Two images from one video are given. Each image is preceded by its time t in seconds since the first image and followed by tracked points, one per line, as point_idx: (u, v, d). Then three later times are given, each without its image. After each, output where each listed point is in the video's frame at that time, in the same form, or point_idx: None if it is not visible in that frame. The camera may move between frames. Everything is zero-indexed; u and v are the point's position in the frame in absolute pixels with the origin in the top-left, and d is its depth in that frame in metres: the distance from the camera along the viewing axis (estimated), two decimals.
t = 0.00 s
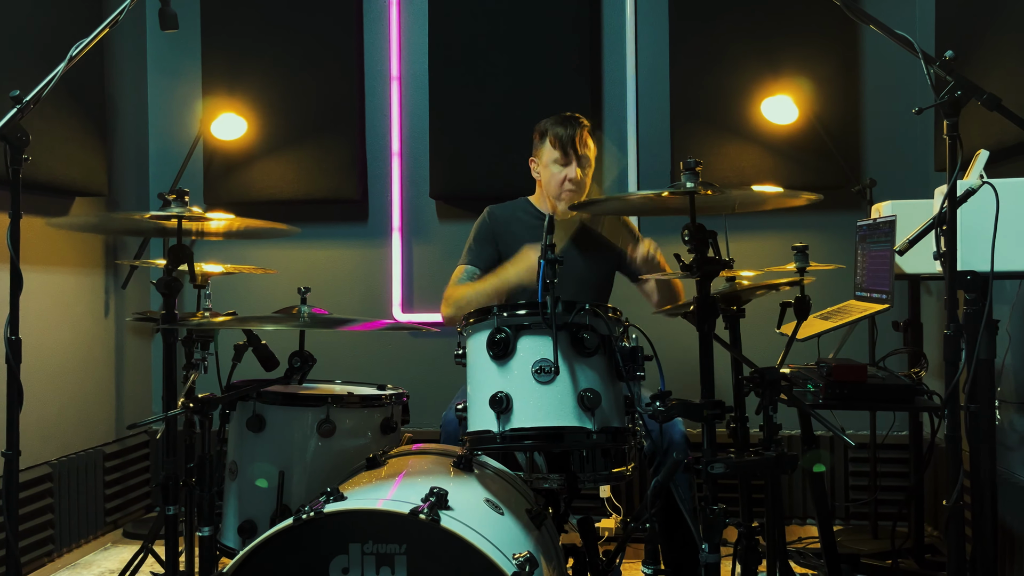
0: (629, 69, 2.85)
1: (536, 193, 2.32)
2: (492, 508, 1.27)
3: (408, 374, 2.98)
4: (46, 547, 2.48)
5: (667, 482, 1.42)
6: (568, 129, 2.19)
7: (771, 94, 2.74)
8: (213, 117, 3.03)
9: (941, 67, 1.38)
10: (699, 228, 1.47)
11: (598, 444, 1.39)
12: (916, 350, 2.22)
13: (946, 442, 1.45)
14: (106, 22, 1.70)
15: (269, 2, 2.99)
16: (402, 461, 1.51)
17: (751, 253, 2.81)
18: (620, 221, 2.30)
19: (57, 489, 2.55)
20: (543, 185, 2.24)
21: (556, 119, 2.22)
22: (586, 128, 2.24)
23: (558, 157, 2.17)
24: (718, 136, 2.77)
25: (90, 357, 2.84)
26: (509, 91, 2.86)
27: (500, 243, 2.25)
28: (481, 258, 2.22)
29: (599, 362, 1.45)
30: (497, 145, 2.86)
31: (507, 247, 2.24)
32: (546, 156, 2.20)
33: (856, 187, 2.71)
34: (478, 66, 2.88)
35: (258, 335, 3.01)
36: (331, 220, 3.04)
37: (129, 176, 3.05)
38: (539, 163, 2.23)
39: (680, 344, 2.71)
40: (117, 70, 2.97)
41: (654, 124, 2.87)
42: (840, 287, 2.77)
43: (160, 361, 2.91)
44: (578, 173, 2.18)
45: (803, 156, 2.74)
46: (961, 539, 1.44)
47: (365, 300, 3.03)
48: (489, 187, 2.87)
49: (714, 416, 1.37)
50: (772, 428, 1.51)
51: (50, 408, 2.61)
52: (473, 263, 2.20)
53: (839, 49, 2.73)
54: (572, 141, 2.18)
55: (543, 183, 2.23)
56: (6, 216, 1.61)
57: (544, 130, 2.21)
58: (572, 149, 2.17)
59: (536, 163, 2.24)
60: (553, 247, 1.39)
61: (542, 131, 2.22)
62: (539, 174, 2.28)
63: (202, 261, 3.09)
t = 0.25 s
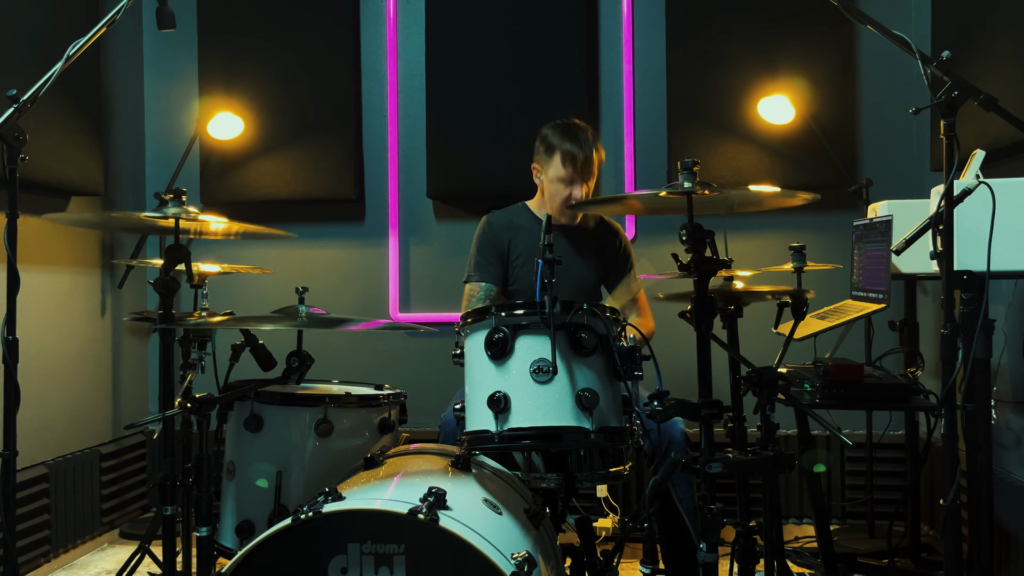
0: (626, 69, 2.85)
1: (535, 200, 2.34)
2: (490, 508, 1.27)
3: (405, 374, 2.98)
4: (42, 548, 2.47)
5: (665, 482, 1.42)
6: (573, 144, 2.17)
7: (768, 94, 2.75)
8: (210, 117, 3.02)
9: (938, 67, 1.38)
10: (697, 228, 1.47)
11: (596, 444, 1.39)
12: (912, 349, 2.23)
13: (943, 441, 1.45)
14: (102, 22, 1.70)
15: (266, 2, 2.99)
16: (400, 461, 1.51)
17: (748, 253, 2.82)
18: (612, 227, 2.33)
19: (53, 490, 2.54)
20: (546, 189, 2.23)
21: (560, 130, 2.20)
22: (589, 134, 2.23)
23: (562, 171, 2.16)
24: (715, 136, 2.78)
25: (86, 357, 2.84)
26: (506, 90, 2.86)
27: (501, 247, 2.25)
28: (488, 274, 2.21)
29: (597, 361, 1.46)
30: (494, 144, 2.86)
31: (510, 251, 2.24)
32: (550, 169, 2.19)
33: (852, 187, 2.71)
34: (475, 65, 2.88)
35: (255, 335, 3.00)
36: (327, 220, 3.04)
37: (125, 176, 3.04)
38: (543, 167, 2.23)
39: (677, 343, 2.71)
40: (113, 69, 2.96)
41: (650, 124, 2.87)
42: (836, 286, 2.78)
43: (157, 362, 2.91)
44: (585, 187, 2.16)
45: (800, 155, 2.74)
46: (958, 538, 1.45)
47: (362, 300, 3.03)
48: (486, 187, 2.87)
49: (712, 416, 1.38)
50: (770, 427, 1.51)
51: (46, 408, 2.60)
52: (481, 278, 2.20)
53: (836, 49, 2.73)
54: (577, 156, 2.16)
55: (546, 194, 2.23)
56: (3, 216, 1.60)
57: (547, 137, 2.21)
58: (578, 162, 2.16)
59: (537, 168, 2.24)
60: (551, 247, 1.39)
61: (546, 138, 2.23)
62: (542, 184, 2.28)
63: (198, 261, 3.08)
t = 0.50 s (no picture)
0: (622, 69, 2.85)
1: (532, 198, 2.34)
2: (489, 508, 1.27)
3: (402, 374, 2.98)
4: (39, 548, 2.46)
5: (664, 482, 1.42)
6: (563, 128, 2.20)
7: (765, 94, 2.75)
8: (207, 116, 3.02)
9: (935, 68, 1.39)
10: (695, 228, 1.47)
11: (594, 444, 1.40)
12: (909, 349, 2.23)
13: (941, 440, 1.45)
14: (100, 21, 1.69)
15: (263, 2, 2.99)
16: (398, 461, 1.51)
17: (745, 253, 2.82)
18: (611, 226, 2.33)
19: (50, 490, 2.54)
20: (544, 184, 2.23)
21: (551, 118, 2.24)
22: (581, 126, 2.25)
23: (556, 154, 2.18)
24: (713, 136, 2.78)
25: (83, 357, 2.83)
26: (504, 91, 2.86)
27: (501, 247, 2.24)
28: (485, 273, 2.21)
29: (596, 361, 1.46)
30: (492, 144, 2.86)
31: (510, 251, 2.24)
32: (545, 153, 2.20)
33: (849, 187, 2.72)
34: (473, 65, 2.88)
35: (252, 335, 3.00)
36: (325, 220, 3.04)
37: (122, 176, 3.04)
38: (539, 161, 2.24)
39: (674, 343, 2.72)
40: (110, 69, 2.95)
41: (648, 124, 2.87)
42: (833, 286, 2.78)
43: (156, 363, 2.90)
44: (580, 167, 2.16)
45: (797, 155, 2.75)
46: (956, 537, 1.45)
47: (360, 299, 3.02)
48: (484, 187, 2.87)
49: (710, 415, 1.38)
50: (768, 427, 1.52)
51: (43, 409, 2.60)
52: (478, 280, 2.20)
53: (833, 49, 2.74)
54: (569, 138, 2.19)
55: (544, 181, 2.23)
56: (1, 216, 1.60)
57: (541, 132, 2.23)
58: (571, 144, 2.18)
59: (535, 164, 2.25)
60: (549, 247, 1.39)
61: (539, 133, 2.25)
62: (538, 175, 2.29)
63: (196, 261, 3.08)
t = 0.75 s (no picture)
0: (620, 69, 2.85)
1: (536, 192, 2.34)
2: (488, 508, 1.27)
3: (400, 374, 2.98)
4: (36, 548, 2.46)
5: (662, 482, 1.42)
6: (570, 137, 2.16)
7: (763, 94, 2.76)
8: (205, 116, 3.01)
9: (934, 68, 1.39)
10: (694, 228, 1.48)
11: (593, 444, 1.40)
12: (906, 348, 2.24)
13: (939, 440, 1.46)
14: (98, 21, 1.69)
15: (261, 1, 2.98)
16: (397, 461, 1.51)
17: (743, 253, 2.82)
18: (610, 227, 2.34)
19: (47, 491, 2.53)
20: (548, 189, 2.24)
21: (560, 122, 2.19)
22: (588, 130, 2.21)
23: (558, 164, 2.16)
24: (711, 136, 2.78)
25: (81, 357, 2.83)
26: (503, 90, 2.86)
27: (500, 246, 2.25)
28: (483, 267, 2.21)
29: (595, 361, 1.46)
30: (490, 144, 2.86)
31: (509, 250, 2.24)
32: (549, 162, 2.19)
33: (846, 187, 2.72)
34: (471, 65, 2.88)
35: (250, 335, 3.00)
36: (323, 220, 3.04)
37: (120, 176, 3.03)
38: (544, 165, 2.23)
39: (672, 343, 2.72)
40: (108, 69, 2.95)
41: (645, 124, 2.88)
42: (831, 286, 2.79)
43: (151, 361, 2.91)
44: (581, 180, 2.16)
45: (795, 155, 2.75)
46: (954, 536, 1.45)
47: (358, 299, 3.02)
48: (482, 187, 2.86)
49: (708, 415, 1.38)
50: (766, 426, 1.52)
51: (40, 409, 2.59)
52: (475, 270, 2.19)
53: (831, 50, 2.74)
54: (574, 149, 2.16)
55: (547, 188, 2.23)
56: None
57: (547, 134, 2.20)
58: (575, 155, 2.15)
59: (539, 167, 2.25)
60: (547, 247, 1.39)
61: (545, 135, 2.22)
62: (542, 177, 2.29)
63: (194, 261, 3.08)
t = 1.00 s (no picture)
0: (618, 69, 2.85)
1: (534, 194, 2.33)
2: (486, 508, 1.27)
3: (399, 374, 2.98)
4: (34, 549, 2.46)
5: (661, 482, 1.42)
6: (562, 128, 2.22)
7: (761, 94, 2.76)
8: (202, 116, 3.01)
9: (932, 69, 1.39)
10: (692, 228, 1.48)
11: (592, 443, 1.40)
12: (904, 348, 2.24)
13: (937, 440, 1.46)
14: (96, 20, 1.69)
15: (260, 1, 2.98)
16: (396, 461, 1.51)
17: (741, 253, 2.83)
18: (613, 224, 2.32)
19: (44, 491, 2.53)
20: (541, 184, 2.28)
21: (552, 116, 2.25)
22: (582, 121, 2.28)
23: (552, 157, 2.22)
24: (708, 136, 2.78)
25: (78, 357, 2.82)
26: (501, 90, 2.86)
27: (499, 244, 2.25)
28: (481, 270, 2.21)
29: (594, 361, 1.46)
30: (489, 144, 2.86)
31: (507, 248, 2.24)
32: (544, 155, 2.24)
33: (844, 187, 2.73)
34: (470, 65, 2.88)
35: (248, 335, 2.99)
36: (322, 219, 3.03)
37: (117, 176, 3.03)
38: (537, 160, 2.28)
39: (670, 343, 2.72)
40: (106, 69, 2.94)
41: (643, 124, 2.88)
42: (829, 286, 2.79)
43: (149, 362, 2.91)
44: (576, 172, 2.21)
45: (792, 155, 2.75)
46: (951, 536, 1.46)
47: (356, 299, 3.02)
48: (480, 186, 2.86)
49: (707, 415, 1.38)
50: (763, 426, 1.52)
51: (38, 409, 2.59)
52: (472, 274, 2.19)
53: (829, 50, 2.75)
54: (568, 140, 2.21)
55: (541, 182, 2.27)
56: None
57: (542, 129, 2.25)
58: (568, 147, 2.21)
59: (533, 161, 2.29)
60: (546, 246, 1.39)
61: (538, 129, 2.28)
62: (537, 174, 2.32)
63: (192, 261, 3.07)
